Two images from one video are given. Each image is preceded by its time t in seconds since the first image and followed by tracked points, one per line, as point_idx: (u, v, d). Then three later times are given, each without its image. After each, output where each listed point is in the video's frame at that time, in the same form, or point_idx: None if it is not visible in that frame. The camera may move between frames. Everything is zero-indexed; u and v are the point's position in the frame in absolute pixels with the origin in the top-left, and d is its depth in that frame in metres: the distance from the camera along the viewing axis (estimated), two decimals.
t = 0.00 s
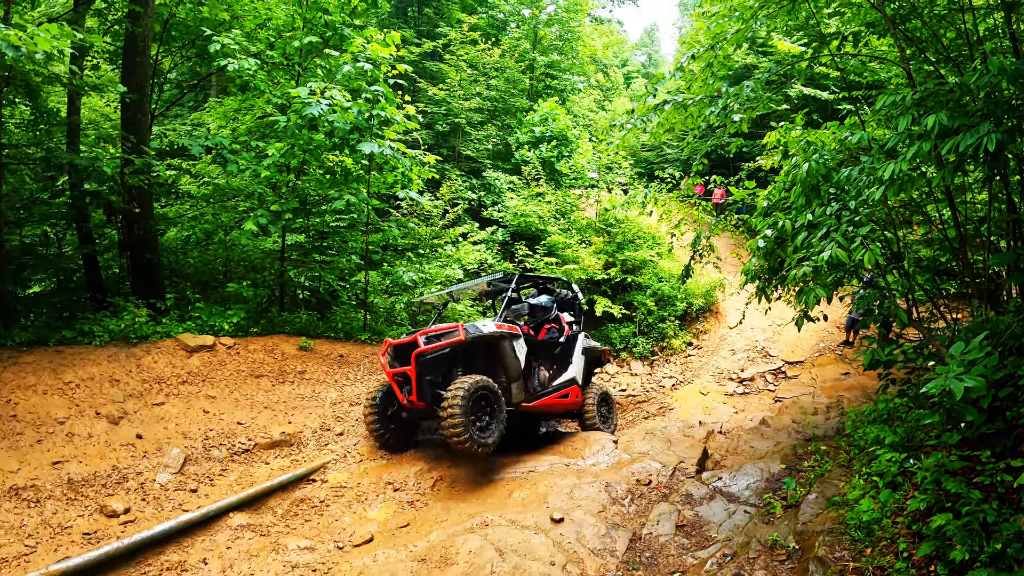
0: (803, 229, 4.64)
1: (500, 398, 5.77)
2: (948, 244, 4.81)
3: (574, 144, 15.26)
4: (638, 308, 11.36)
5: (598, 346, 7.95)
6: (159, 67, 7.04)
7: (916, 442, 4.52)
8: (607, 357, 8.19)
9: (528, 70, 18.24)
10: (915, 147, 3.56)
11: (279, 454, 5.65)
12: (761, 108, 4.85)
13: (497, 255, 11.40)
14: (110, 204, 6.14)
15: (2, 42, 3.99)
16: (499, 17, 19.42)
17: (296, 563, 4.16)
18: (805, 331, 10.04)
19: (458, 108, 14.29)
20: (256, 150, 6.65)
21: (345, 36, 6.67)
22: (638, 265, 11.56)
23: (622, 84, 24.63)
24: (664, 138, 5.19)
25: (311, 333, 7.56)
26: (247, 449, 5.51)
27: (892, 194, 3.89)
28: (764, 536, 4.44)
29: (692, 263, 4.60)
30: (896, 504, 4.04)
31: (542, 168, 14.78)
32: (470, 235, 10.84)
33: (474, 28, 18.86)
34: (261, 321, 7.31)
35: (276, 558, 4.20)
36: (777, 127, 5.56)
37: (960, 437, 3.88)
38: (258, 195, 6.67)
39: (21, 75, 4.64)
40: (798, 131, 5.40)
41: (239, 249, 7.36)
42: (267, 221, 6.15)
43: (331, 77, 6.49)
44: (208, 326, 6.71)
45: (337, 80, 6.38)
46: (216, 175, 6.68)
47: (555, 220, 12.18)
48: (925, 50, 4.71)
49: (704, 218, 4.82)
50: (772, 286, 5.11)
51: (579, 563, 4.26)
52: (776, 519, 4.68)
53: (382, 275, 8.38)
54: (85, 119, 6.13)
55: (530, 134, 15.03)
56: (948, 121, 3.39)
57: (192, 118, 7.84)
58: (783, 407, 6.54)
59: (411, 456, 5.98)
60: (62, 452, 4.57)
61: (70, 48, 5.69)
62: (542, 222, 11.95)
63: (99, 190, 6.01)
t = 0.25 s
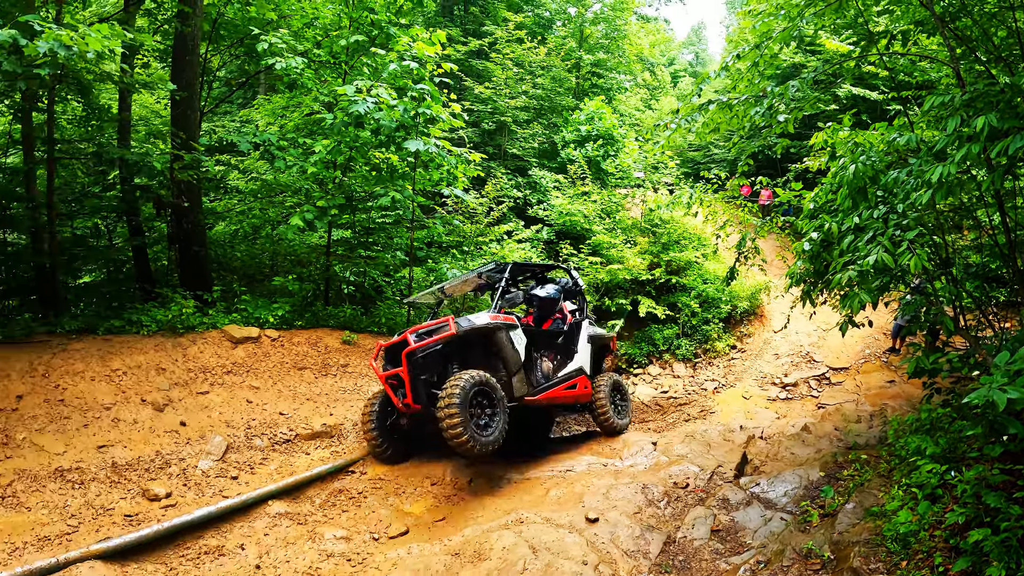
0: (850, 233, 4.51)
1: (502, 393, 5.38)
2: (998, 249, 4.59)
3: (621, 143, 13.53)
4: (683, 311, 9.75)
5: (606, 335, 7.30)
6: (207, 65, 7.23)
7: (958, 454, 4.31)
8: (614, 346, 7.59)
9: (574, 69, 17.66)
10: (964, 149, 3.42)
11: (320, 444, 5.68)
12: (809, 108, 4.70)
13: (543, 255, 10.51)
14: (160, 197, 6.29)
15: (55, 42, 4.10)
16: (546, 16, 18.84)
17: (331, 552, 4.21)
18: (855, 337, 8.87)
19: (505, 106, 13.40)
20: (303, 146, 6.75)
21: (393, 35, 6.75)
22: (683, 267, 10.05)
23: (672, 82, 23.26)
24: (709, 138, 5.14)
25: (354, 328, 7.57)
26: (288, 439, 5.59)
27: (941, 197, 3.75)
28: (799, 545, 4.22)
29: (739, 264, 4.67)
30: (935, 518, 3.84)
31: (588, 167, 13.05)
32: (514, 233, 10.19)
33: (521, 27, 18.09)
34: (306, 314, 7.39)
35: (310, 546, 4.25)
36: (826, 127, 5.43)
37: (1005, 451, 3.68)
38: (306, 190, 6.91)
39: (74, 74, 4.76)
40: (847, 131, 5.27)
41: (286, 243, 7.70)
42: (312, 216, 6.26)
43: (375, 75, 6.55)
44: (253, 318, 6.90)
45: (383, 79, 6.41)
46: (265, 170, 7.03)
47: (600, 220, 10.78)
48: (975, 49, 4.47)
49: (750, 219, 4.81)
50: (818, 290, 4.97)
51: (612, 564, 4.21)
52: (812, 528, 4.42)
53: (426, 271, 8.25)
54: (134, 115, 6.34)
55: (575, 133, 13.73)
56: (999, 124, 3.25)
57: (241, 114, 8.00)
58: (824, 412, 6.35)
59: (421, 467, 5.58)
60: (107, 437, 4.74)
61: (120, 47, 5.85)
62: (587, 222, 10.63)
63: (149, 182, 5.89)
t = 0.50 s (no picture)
0: (899, 236, 4.37)
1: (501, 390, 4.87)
2: None
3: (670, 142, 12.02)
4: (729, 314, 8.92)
5: (613, 326, 6.55)
6: (258, 61, 7.45)
7: (1005, 468, 4.14)
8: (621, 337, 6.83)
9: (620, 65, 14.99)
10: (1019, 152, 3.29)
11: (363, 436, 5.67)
12: (860, 107, 4.61)
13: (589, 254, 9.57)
14: (210, 191, 6.52)
15: (109, 41, 4.08)
16: (592, 11, 15.76)
17: (370, 542, 4.26)
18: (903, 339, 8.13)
19: (552, 104, 11.72)
20: (354, 143, 6.88)
21: (441, 34, 6.79)
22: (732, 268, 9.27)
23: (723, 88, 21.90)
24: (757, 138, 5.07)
25: (400, 321, 7.37)
26: (332, 429, 5.60)
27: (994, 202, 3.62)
28: (838, 554, 4.11)
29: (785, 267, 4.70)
30: (975, 531, 3.73)
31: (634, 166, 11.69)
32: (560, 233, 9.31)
33: (567, 22, 15.40)
34: (352, 308, 7.31)
35: (350, 536, 4.30)
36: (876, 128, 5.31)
37: None
38: (355, 187, 6.93)
39: (128, 71, 4.81)
40: (897, 132, 5.13)
41: (335, 238, 7.52)
42: (360, 212, 6.35)
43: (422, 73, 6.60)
44: (302, 310, 6.94)
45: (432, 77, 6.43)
46: (314, 166, 7.12)
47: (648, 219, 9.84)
48: None
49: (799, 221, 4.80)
50: (865, 295, 4.85)
51: (648, 566, 3.99)
52: (851, 537, 4.29)
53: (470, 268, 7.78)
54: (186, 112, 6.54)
55: (623, 132, 12.19)
56: None
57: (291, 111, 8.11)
58: (870, 421, 6.16)
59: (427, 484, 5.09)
60: (154, 422, 4.89)
61: (174, 46, 5.99)
62: (636, 221, 9.73)
63: (201, 177, 6.39)
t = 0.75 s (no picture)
0: (959, 245, 4.19)
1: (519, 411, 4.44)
2: None
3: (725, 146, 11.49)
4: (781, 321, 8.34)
5: (630, 319, 6.02)
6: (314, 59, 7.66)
7: None
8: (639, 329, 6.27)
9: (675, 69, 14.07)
10: None
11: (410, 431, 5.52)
12: (919, 112, 4.53)
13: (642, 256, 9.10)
14: (268, 187, 6.49)
15: (168, 41, 4.15)
16: (647, 14, 14.92)
17: (413, 537, 4.28)
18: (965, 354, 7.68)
19: (608, 105, 11.04)
20: (408, 141, 6.80)
21: (496, 34, 6.80)
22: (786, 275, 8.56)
23: (777, 88, 20.75)
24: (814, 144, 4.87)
25: (451, 320, 7.34)
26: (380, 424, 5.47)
27: None
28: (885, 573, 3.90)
29: (840, 274, 4.80)
30: None
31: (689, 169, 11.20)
32: (613, 235, 8.81)
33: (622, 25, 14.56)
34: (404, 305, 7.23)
35: (393, 530, 4.32)
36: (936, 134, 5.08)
37: None
38: (409, 185, 6.86)
39: (187, 68, 4.89)
40: (959, 138, 4.91)
41: (388, 235, 7.68)
42: (414, 210, 6.36)
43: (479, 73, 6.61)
44: (353, 306, 6.92)
45: (487, 77, 6.49)
46: (367, 163, 7.05)
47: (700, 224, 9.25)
48: None
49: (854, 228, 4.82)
50: (921, 306, 4.71)
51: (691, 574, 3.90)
52: (897, 555, 4.09)
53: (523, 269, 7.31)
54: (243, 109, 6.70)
55: (679, 133, 11.47)
56: None
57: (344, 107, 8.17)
58: (921, 436, 5.93)
59: (430, 508, 4.62)
60: (204, 410, 4.96)
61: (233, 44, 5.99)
62: (689, 225, 9.17)
63: (258, 173, 6.20)
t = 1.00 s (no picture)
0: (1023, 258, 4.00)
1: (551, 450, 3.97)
2: None
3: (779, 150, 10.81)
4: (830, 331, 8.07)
5: (667, 320, 5.38)
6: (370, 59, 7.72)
7: None
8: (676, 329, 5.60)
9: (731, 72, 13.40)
10: None
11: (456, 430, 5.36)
12: (982, 120, 4.38)
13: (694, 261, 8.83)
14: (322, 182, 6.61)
15: (228, 37, 4.14)
16: (702, 15, 14.32)
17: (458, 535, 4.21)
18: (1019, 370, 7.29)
19: (661, 108, 10.82)
20: (461, 140, 6.84)
21: (551, 34, 6.80)
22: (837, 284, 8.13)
23: (833, 89, 19.79)
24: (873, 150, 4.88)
25: (502, 319, 7.37)
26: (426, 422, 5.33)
27: None
28: None
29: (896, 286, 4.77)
30: None
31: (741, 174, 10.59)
32: (665, 239, 8.70)
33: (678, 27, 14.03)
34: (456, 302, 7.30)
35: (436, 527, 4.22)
36: (998, 143, 4.91)
37: None
38: (463, 184, 6.91)
39: (242, 65, 4.92)
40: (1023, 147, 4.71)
41: (440, 232, 7.68)
42: (468, 210, 6.24)
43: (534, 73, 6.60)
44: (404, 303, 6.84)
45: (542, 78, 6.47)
46: (421, 161, 7.17)
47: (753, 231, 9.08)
48: None
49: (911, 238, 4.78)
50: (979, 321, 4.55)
51: None
52: None
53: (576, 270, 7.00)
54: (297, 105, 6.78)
55: (733, 137, 10.97)
56: None
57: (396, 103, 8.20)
58: (971, 456, 5.70)
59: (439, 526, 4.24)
60: (253, 400, 5.04)
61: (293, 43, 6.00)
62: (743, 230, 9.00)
63: (312, 168, 6.36)
